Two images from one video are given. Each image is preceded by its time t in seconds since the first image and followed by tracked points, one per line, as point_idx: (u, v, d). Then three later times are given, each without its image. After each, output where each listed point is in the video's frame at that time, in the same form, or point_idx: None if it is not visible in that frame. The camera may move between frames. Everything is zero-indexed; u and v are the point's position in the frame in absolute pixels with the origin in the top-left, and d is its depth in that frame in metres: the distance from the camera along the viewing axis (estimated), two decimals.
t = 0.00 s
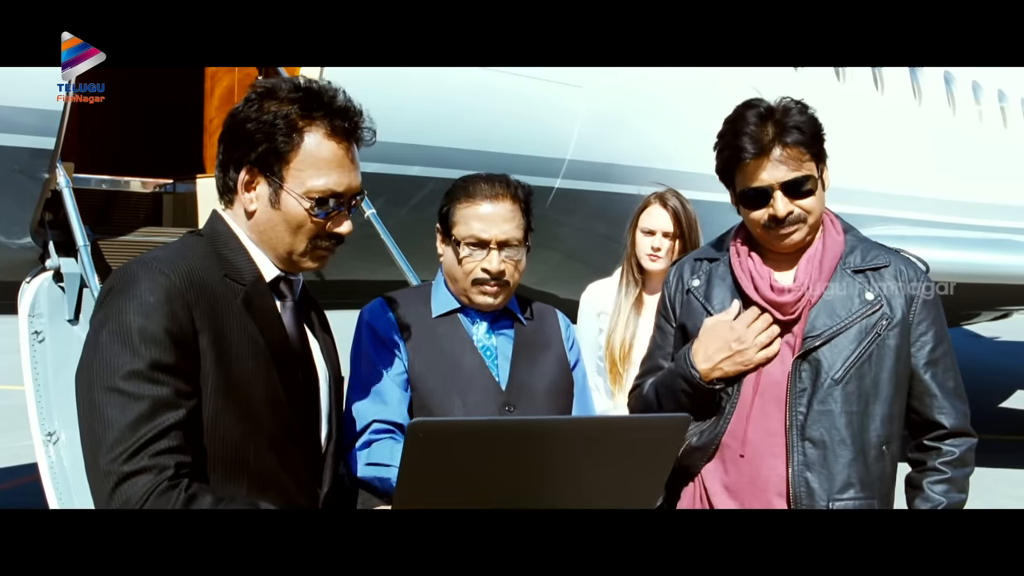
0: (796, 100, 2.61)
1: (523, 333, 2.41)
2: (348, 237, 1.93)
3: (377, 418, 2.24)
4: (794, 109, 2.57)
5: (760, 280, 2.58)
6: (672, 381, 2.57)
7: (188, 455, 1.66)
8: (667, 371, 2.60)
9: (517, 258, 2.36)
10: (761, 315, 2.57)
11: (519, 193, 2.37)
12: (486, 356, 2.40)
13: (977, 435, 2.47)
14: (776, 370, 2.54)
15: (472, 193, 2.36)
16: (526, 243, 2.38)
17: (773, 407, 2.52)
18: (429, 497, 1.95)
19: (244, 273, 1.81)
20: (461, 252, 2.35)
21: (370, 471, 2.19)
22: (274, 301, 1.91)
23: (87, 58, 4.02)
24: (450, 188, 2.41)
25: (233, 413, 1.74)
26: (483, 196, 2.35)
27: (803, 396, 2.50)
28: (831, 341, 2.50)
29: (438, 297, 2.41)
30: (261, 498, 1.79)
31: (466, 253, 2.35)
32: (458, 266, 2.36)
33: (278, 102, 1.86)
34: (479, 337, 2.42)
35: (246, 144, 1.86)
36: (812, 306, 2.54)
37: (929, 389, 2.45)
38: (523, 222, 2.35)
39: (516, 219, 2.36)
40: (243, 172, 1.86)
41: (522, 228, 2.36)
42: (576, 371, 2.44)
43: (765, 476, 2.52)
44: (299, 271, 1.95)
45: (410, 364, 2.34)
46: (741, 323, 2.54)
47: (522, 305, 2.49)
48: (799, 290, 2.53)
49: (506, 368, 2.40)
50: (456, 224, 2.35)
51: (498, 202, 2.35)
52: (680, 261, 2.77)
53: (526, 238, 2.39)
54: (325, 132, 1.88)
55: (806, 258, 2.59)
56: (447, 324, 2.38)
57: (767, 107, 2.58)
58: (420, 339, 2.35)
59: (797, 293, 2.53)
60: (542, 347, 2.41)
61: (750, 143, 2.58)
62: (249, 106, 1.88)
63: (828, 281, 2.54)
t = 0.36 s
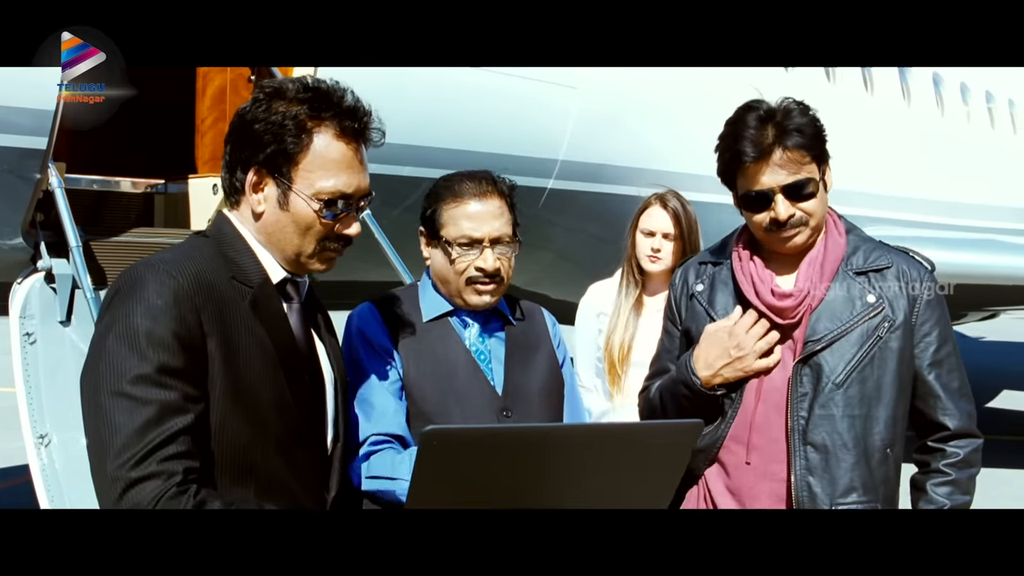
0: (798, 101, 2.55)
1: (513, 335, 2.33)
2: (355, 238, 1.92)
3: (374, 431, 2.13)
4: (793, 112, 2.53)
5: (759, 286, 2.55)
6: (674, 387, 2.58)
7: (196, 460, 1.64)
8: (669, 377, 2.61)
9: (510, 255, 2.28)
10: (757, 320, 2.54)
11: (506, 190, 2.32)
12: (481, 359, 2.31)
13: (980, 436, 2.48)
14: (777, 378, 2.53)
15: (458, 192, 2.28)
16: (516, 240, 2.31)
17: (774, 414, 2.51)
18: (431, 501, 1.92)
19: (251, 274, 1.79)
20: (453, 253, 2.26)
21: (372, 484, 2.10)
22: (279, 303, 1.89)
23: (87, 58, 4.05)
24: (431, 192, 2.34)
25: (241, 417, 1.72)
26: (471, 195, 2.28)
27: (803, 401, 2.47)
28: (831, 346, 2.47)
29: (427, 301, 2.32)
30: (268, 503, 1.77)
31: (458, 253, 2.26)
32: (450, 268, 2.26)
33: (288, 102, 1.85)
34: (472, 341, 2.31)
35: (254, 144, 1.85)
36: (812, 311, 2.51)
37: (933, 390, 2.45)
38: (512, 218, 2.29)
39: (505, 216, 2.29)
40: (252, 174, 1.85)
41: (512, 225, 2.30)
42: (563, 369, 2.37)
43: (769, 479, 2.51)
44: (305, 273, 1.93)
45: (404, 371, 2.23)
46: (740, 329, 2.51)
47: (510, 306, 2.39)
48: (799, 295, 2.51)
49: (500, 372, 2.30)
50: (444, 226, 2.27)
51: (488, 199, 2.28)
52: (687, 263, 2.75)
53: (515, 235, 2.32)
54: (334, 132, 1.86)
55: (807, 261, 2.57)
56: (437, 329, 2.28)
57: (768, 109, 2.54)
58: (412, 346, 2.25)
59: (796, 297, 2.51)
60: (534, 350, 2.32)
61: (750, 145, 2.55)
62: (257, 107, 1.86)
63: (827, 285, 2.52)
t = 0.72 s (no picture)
0: (783, 111, 2.50)
1: (514, 339, 2.30)
2: (357, 240, 1.89)
3: (374, 437, 2.10)
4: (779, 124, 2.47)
5: (756, 293, 2.53)
6: (673, 391, 2.58)
7: (200, 466, 1.61)
8: (669, 380, 2.61)
9: (510, 265, 2.26)
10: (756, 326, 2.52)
11: (514, 201, 2.31)
12: (482, 363, 2.28)
13: (978, 437, 2.47)
14: (777, 384, 2.50)
15: (467, 196, 2.27)
16: (519, 251, 2.30)
17: (774, 419, 2.49)
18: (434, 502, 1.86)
19: (253, 277, 1.76)
20: (453, 255, 2.25)
21: (375, 487, 2.08)
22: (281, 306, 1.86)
23: (87, 58, 4.26)
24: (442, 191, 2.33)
25: (244, 422, 1.69)
26: (480, 200, 2.27)
27: (799, 406, 2.47)
28: (827, 351, 2.47)
29: (426, 304, 2.30)
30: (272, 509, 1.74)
31: (458, 257, 2.24)
32: (448, 269, 2.25)
33: (287, 102, 1.82)
34: (472, 344, 2.30)
35: (254, 144, 1.82)
36: (809, 318, 2.50)
37: (931, 393, 2.45)
38: (517, 229, 2.28)
39: (512, 227, 2.29)
40: (252, 174, 1.82)
41: (515, 235, 2.28)
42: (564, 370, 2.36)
43: (768, 484, 2.50)
44: (307, 274, 1.90)
45: (405, 375, 2.20)
46: (737, 334, 2.50)
47: (511, 309, 2.38)
48: (796, 303, 2.49)
49: (502, 375, 2.27)
50: (449, 227, 2.26)
51: (495, 207, 2.27)
52: (684, 264, 2.75)
53: (518, 246, 2.32)
54: (335, 131, 1.83)
55: (805, 265, 2.54)
56: (437, 331, 2.26)
57: (753, 122, 2.50)
58: (412, 349, 2.22)
59: (794, 306, 2.48)
60: (535, 352, 2.30)
61: (740, 164, 2.49)
62: (256, 106, 1.83)
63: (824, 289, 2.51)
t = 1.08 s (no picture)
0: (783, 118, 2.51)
1: (518, 341, 2.29)
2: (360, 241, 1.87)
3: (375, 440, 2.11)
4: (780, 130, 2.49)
5: (755, 296, 2.54)
6: (675, 395, 2.57)
7: (203, 471, 1.59)
8: (670, 384, 2.60)
9: (515, 264, 2.26)
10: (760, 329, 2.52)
11: (517, 199, 2.31)
12: (486, 364, 2.26)
13: (973, 438, 2.46)
14: (775, 388, 2.52)
15: (472, 196, 2.27)
16: (524, 249, 2.29)
17: (773, 422, 2.51)
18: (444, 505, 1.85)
19: (255, 281, 1.75)
20: (457, 257, 2.24)
21: (376, 496, 2.07)
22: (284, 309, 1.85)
23: (87, 58, 4.19)
24: (444, 193, 2.33)
25: (247, 427, 1.67)
26: (482, 199, 2.27)
27: (796, 408, 2.47)
28: (824, 354, 2.46)
29: (431, 307, 2.28)
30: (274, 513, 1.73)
31: (463, 258, 2.24)
32: (454, 271, 2.24)
33: (287, 102, 1.80)
34: (477, 346, 2.27)
35: (254, 145, 1.80)
36: (806, 321, 2.50)
37: (927, 394, 2.45)
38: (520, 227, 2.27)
39: (515, 224, 2.28)
40: (253, 176, 1.80)
41: (520, 234, 2.28)
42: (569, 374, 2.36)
43: (766, 483, 2.52)
44: (309, 276, 1.88)
45: (409, 378, 2.19)
46: (742, 337, 2.50)
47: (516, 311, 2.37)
48: (795, 308, 2.49)
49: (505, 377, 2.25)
50: (453, 228, 2.26)
51: (499, 205, 2.27)
52: (680, 266, 2.75)
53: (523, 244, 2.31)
54: (335, 131, 1.81)
55: (803, 269, 2.54)
56: (440, 334, 2.24)
57: (753, 128, 2.51)
58: (416, 354, 2.21)
59: (793, 311, 2.49)
60: (541, 356, 2.29)
61: (742, 172, 2.50)
62: (257, 107, 1.82)
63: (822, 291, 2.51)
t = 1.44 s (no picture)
0: (787, 117, 2.52)
1: (520, 346, 2.30)
2: (365, 243, 1.90)
3: (388, 441, 2.12)
4: (784, 130, 2.50)
5: (758, 299, 2.54)
6: (676, 399, 2.56)
7: (208, 475, 1.58)
8: (670, 388, 2.59)
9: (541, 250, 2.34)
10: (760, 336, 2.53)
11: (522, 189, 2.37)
12: (491, 366, 2.28)
13: (969, 438, 2.47)
14: (777, 390, 2.52)
15: (487, 190, 2.29)
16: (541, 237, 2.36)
17: (774, 424, 2.52)
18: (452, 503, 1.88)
19: (259, 283, 1.74)
20: (505, 251, 2.25)
21: (394, 496, 2.07)
22: (287, 311, 1.87)
23: (86, 59, 4.15)
24: (448, 195, 2.30)
25: (252, 430, 1.66)
26: (495, 193, 2.30)
27: (800, 410, 2.47)
28: (826, 355, 2.47)
29: (435, 308, 2.27)
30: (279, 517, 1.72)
31: (511, 251, 2.25)
32: (505, 265, 2.25)
33: (292, 106, 1.82)
34: (479, 347, 2.28)
35: (259, 151, 1.82)
36: (807, 324, 2.50)
37: (926, 395, 2.46)
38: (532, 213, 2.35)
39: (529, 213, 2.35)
40: (258, 182, 1.82)
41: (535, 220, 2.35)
42: (568, 376, 2.37)
43: (768, 487, 2.52)
44: (311, 280, 1.91)
45: (415, 383, 2.19)
46: (745, 343, 2.50)
47: (521, 318, 2.38)
48: (797, 310, 2.49)
49: (509, 380, 2.27)
50: (489, 224, 2.25)
51: (517, 197, 2.31)
52: (676, 268, 2.74)
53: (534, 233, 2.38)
54: (340, 135, 1.84)
55: (804, 271, 2.55)
56: (445, 338, 2.23)
57: (757, 128, 2.51)
58: (421, 358, 2.19)
59: (794, 313, 2.49)
60: (541, 358, 2.31)
61: (744, 171, 2.52)
62: (260, 112, 1.83)
63: (824, 291, 2.51)
